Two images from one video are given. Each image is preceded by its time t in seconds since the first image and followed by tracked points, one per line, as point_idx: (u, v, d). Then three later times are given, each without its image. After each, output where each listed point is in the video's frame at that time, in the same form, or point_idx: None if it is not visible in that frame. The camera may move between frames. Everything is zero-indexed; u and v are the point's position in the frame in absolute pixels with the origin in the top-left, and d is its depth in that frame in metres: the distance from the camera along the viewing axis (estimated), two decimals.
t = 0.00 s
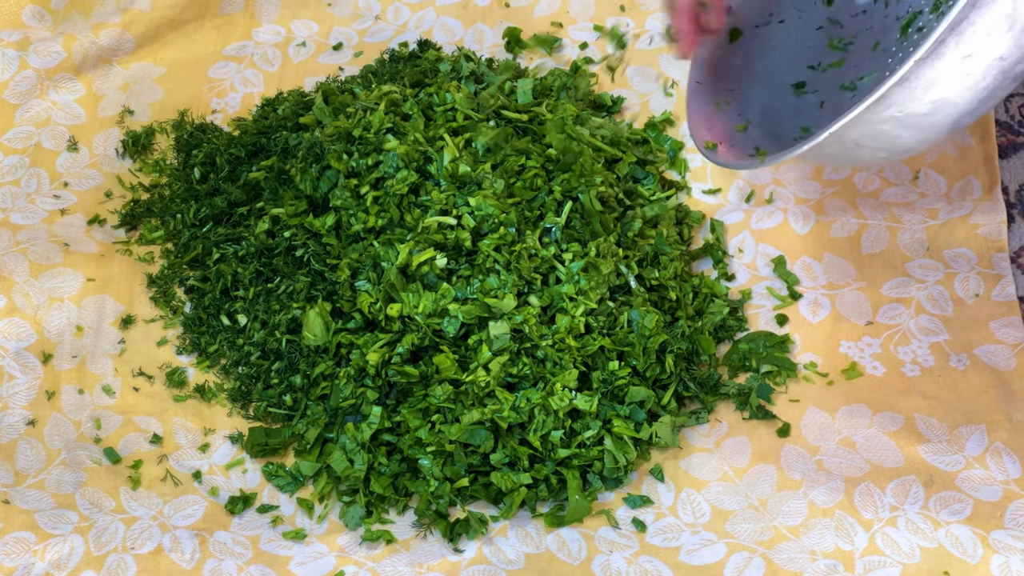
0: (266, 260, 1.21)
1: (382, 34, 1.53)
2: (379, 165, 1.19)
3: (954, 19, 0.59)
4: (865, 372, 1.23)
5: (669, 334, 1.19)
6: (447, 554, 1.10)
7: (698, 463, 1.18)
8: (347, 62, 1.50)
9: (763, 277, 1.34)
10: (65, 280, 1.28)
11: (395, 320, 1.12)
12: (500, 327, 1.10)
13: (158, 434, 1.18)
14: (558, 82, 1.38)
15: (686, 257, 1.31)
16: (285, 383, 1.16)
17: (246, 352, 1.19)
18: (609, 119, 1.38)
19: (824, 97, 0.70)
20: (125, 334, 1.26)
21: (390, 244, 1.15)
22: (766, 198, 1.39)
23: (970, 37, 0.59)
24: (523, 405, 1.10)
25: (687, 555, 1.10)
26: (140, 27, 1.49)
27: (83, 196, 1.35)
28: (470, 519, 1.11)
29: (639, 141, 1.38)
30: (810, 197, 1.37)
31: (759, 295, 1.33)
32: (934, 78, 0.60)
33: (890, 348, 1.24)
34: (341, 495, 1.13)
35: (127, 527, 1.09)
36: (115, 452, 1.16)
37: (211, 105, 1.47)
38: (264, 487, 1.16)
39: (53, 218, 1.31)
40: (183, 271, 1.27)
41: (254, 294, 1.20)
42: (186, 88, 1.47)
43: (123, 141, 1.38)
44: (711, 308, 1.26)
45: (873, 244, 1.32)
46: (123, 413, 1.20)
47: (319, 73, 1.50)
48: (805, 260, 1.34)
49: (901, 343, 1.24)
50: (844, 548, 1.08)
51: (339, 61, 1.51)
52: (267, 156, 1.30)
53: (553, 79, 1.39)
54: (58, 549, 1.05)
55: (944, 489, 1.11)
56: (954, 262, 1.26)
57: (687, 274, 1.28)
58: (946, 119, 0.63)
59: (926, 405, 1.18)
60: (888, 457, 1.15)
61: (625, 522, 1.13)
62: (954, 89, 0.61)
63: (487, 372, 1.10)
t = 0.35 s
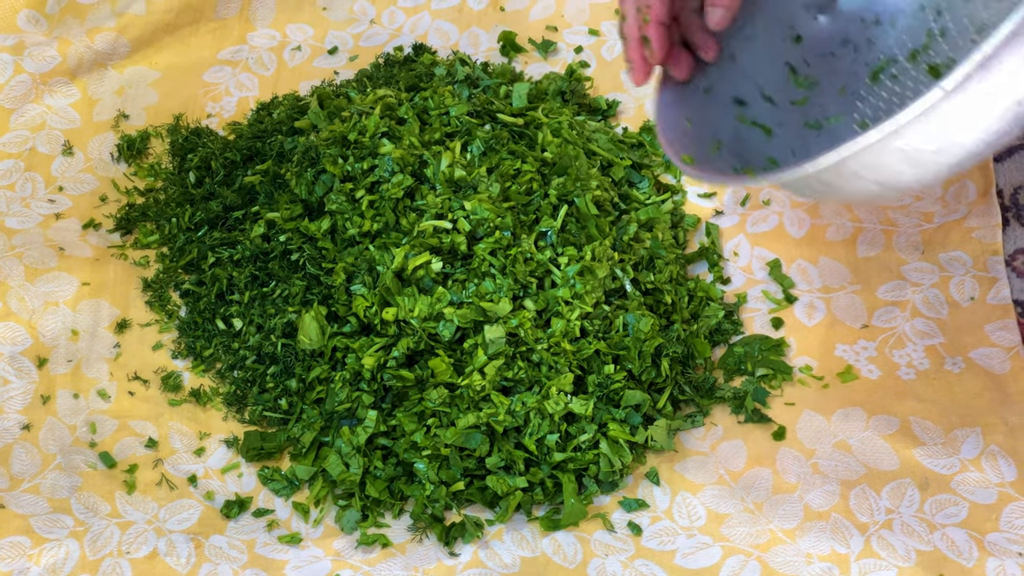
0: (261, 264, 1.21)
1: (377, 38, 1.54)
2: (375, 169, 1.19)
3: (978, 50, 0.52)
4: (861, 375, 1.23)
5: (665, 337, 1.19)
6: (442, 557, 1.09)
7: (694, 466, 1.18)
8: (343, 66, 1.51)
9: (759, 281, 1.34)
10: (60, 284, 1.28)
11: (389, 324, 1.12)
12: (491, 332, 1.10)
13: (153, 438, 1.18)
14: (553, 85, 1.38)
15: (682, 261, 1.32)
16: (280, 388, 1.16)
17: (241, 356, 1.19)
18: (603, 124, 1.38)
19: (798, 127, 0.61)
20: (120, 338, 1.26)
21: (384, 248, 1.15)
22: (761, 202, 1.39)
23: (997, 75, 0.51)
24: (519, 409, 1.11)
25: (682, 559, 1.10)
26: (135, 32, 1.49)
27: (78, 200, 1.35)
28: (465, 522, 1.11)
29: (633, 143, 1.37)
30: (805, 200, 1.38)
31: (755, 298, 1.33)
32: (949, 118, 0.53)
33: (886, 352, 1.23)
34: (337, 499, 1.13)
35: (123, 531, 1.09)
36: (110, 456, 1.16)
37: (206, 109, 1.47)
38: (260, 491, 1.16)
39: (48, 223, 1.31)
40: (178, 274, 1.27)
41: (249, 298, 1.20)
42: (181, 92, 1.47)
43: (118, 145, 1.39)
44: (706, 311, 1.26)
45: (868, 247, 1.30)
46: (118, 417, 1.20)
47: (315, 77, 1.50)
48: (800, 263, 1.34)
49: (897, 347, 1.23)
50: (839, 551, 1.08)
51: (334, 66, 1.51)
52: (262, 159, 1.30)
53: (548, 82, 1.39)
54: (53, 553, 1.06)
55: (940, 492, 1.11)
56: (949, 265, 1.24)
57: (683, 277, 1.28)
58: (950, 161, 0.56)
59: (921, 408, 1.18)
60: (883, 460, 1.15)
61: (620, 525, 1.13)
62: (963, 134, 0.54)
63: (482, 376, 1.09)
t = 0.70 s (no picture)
0: (257, 267, 1.21)
1: (373, 41, 1.54)
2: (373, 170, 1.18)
3: None
4: (858, 377, 1.23)
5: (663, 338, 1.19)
6: (439, 560, 1.09)
7: (691, 469, 1.18)
8: (339, 69, 1.50)
9: (755, 283, 1.33)
10: (56, 287, 1.28)
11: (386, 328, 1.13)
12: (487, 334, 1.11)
13: (150, 441, 1.18)
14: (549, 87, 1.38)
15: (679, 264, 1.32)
16: (276, 391, 1.16)
17: (238, 359, 1.19)
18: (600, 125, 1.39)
19: None
20: (116, 341, 1.26)
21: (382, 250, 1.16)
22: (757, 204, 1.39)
23: None
24: (517, 411, 1.10)
25: (678, 561, 1.09)
26: (131, 34, 1.50)
27: (75, 203, 1.35)
28: (462, 525, 1.11)
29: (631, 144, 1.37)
30: (801, 202, 1.38)
31: (751, 300, 1.32)
32: None
33: (882, 353, 1.24)
34: (333, 501, 1.13)
35: (119, 534, 1.09)
36: (106, 459, 1.16)
37: (202, 112, 1.46)
38: (256, 494, 1.16)
39: (44, 226, 1.32)
40: (174, 277, 1.27)
41: (245, 301, 1.20)
42: (178, 95, 1.47)
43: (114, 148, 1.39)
44: (703, 313, 1.25)
45: (865, 249, 1.33)
46: (115, 420, 1.20)
47: (310, 80, 1.50)
48: (796, 265, 1.34)
49: (893, 349, 1.25)
50: (836, 553, 1.08)
51: (331, 68, 1.51)
52: (258, 163, 1.29)
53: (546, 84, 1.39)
54: (49, 557, 1.06)
55: (935, 495, 1.12)
56: (945, 267, 1.29)
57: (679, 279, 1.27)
58: None
59: (917, 410, 1.19)
60: (880, 462, 1.16)
61: (617, 528, 1.13)
62: None
63: (479, 379, 1.09)
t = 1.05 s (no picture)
0: (253, 270, 1.22)
1: (369, 43, 1.54)
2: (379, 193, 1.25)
3: None
4: (854, 380, 1.23)
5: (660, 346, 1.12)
6: (435, 562, 1.09)
7: (688, 471, 1.17)
8: (335, 71, 1.51)
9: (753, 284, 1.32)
10: (52, 289, 1.28)
11: (369, 338, 1.14)
12: (474, 341, 1.14)
13: (145, 444, 1.18)
14: (546, 88, 1.37)
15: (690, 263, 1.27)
16: (272, 393, 1.16)
17: (234, 361, 1.19)
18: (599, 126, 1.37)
19: None
20: (112, 343, 1.26)
21: (381, 257, 1.19)
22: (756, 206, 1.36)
23: None
24: (509, 415, 1.12)
25: (675, 563, 1.09)
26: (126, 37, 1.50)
27: (70, 205, 1.35)
28: (458, 528, 1.10)
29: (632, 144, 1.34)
30: (798, 204, 1.37)
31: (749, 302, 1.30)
32: None
33: (878, 355, 1.24)
34: (329, 504, 1.12)
35: (115, 537, 1.09)
36: (103, 461, 1.16)
37: (198, 114, 1.46)
38: (252, 496, 1.15)
39: (40, 228, 1.32)
40: (170, 280, 1.26)
41: (241, 304, 1.21)
42: (173, 97, 1.47)
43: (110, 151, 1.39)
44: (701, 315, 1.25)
45: (861, 251, 1.32)
46: (111, 422, 1.20)
47: (307, 82, 1.50)
48: (794, 267, 1.32)
49: (890, 351, 1.25)
50: (832, 555, 1.08)
51: (326, 71, 1.51)
52: (253, 164, 1.31)
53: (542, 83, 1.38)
54: (45, 559, 1.06)
55: (932, 497, 1.13)
56: (942, 269, 1.29)
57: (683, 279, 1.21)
58: None
59: (914, 412, 1.20)
60: (876, 464, 1.16)
61: (613, 530, 1.13)
62: None
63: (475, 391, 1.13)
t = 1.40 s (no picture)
0: (250, 272, 1.22)
1: (366, 45, 1.54)
2: (376, 194, 1.25)
3: None
4: (851, 382, 1.23)
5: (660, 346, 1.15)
6: (432, 564, 1.09)
7: (686, 473, 1.17)
8: (332, 73, 1.51)
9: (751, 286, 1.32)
10: (49, 291, 1.28)
11: (367, 340, 1.13)
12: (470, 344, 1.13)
13: (142, 446, 1.17)
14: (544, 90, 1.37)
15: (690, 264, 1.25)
16: (269, 395, 1.16)
17: (231, 363, 1.19)
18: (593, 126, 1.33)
19: None
20: (109, 345, 1.25)
21: (379, 260, 1.19)
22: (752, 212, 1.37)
23: None
24: (506, 418, 1.12)
25: (672, 565, 1.09)
26: (123, 39, 1.52)
27: (67, 207, 1.35)
28: (455, 529, 1.10)
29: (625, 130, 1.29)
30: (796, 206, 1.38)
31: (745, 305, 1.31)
32: None
33: (876, 357, 1.24)
34: (326, 506, 1.12)
35: (112, 539, 1.09)
36: (100, 463, 1.15)
37: (195, 116, 1.46)
38: (249, 498, 1.15)
39: (36, 230, 1.32)
40: (167, 281, 1.27)
41: (238, 306, 1.21)
42: (170, 99, 1.47)
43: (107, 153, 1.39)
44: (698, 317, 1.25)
45: (858, 253, 1.33)
46: (107, 424, 1.19)
47: (304, 83, 1.49)
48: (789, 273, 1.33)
49: (887, 352, 1.25)
50: (829, 556, 1.08)
51: (323, 72, 1.51)
52: (250, 166, 1.31)
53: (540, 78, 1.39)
54: (42, 561, 1.06)
55: (929, 498, 1.13)
56: (939, 271, 1.30)
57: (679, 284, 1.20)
58: None
59: (911, 414, 1.20)
60: (873, 465, 1.16)
61: (611, 532, 1.12)
62: None
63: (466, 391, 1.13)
